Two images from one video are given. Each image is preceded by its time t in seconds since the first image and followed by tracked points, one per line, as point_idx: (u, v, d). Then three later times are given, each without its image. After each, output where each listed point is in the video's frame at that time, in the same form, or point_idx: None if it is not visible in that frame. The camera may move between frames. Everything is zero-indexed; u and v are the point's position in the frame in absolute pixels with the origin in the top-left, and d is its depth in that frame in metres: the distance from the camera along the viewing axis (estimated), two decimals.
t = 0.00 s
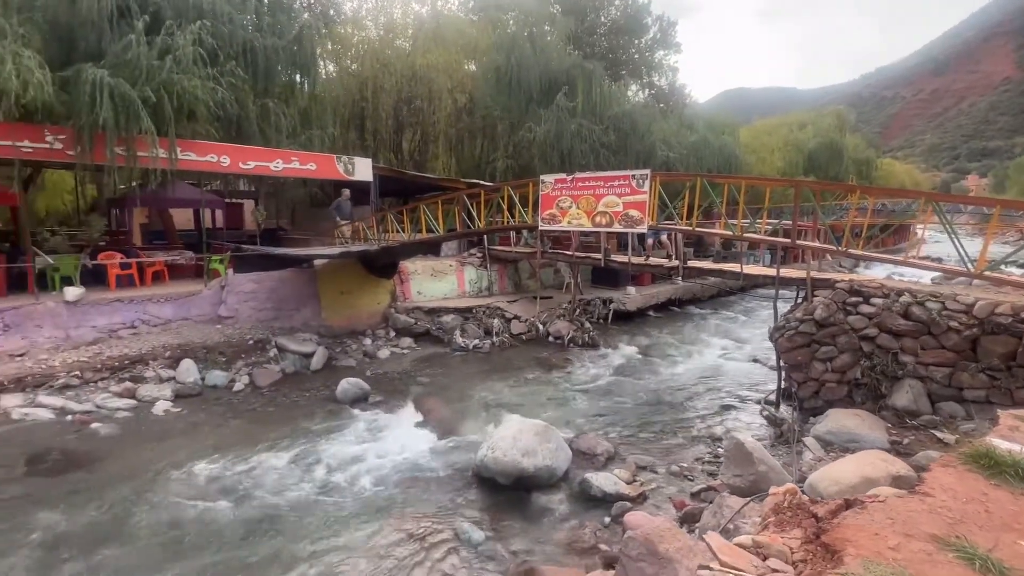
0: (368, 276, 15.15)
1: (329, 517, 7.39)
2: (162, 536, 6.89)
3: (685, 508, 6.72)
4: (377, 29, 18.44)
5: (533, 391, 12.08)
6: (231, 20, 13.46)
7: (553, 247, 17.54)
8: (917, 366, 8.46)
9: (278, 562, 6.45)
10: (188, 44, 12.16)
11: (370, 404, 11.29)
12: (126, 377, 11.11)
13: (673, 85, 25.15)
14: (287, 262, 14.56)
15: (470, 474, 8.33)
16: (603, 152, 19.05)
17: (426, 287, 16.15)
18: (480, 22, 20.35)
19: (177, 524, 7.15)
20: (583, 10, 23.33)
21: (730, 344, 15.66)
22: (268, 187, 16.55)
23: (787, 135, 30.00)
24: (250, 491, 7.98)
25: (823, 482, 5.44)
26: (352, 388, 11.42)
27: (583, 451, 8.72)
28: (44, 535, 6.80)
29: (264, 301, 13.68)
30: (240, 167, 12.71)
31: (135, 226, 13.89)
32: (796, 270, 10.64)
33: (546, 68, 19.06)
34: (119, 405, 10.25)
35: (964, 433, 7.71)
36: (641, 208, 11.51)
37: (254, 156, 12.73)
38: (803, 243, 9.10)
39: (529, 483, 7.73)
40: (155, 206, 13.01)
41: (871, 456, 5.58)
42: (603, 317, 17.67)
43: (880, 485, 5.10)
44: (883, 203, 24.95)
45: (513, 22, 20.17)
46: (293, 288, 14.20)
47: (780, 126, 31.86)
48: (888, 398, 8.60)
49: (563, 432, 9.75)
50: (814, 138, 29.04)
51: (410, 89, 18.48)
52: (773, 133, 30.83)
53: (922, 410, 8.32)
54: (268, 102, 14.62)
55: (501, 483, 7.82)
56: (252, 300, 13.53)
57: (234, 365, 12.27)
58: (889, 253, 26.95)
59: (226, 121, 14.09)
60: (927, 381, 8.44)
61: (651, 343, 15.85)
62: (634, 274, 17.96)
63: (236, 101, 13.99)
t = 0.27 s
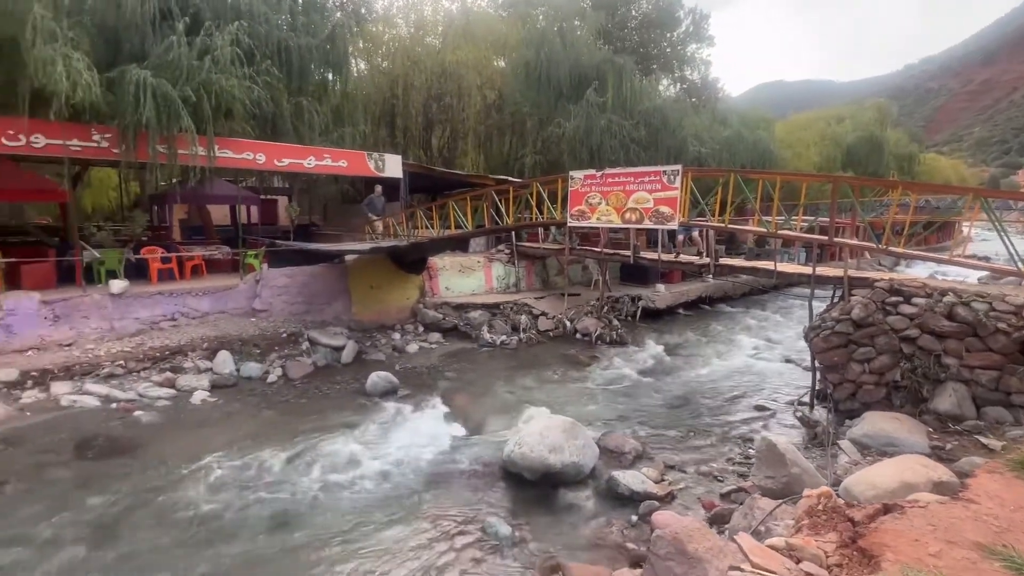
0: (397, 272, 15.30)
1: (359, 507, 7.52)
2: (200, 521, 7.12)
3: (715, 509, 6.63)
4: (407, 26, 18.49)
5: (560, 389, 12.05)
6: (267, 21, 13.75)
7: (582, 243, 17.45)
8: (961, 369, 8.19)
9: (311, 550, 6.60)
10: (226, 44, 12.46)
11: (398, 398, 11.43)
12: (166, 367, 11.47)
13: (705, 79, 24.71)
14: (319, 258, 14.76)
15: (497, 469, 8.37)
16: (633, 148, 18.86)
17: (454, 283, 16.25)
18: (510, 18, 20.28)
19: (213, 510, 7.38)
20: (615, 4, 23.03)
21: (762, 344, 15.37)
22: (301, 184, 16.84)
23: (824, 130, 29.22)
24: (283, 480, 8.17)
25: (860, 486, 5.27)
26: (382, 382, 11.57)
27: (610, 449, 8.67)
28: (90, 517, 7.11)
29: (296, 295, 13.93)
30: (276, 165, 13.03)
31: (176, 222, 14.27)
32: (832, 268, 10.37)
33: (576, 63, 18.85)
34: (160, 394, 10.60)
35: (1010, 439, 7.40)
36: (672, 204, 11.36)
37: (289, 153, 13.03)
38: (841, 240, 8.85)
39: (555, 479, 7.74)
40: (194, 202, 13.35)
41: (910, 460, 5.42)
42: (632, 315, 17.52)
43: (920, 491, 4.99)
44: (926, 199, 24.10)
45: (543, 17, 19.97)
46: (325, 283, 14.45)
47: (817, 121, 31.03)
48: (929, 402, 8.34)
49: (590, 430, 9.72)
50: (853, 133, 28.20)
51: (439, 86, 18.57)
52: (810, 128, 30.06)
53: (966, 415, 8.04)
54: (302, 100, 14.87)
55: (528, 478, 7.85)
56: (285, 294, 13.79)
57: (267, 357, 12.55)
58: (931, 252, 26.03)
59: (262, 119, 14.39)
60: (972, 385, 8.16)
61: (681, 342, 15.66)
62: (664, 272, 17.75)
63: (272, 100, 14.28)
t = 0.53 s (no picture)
0: (425, 268, 15.40)
1: (388, 499, 7.66)
2: (235, 510, 7.35)
3: (746, 512, 6.53)
4: (437, 24, 18.58)
5: (587, 387, 12.00)
6: (301, 21, 13.97)
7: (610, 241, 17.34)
8: (1007, 374, 7.95)
9: (340, 540, 6.76)
10: (262, 45, 12.72)
11: (426, 393, 11.55)
12: (203, 359, 11.83)
13: (738, 74, 24.29)
14: (349, 254, 14.93)
15: (524, 466, 8.40)
16: (663, 144, 18.64)
17: (482, 279, 16.32)
18: (540, 14, 20.16)
19: (248, 499, 7.61)
20: None
21: (795, 345, 15.05)
22: (333, 181, 17.10)
23: (862, 125, 28.39)
24: (314, 471, 8.36)
25: (899, 493, 5.13)
26: (411, 377, 11.72)
27: (637, 449, 8.61)
28: (133, 502, 7.43)
29: (328, 290, 14.15)
30: (308, 162, 13.29)
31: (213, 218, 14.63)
32: (870, 268, 10.09)
33: (606, 58, 18.69)
34: (197, 385, 10.94)
35: None
36: (703, 202, 11.19)
37: (322, 151, 13.28)
38: (880, 239, 8.60)
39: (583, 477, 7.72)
40: (230, 199, 13.65)
41: (951, 466, 5.31)
42: (661, 314, 17.35)
43: (963, 499, 4.84)
44: (971, 196, 23.22)
45: (572, 11, 19.74)
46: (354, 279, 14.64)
47: (856, 115, 30.15)
48: (973, 407, 8.12)
49: (617, 429, 9.69)
50: (893, 127, 27.31)
51: (468, 83, 18.62)
52: (847, 123, 29.26)
53: (1011, 422, 7.81)
54: (334, 99, 15.07)
55: (555, 476, 7.85)
56: (317, 289, 14.01)
57: (299, 351, 12.80)
58: (976, 251, 25.08)
59: (295, 118, 14.63)
60: (1017, 391, 7.94)
61: (710, 341, 15.43)
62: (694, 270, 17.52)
63: (305, 99, 14.51)
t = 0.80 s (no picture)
0: (453, 265, 15.46)
1: (416, 493, 7.75)
2: (267, 500, 7.54)
3: (777, 516, 6.43)
4: (466, 22, 18.57)
5: (615, 385, 11.93)
6: (333, 22, 14.16)
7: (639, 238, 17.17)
8: None
9: (369, 532, 6.88)
10: (296, 45, 12.94)
11: (454, 389, 11.64)
12: (238, 352, 12.11)
13: (773, 68, 23.84)
14: (378, 250, 15.09)
15: (551, 463, 8.40)
16: (694, 141, 18.39)
17: (509, 276, 16.34)
18: (568, 10, 19.75)
19: (280, 489, 7.80)
20: None
21: (830, 346, 14.69)
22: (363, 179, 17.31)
23: (904, 120, 27.48)
24: (345, 464, 8.51)
25: (939, 501, 4.99)
26: (440, 373, 11.82)
27: (666, 449, 8.53)
28: (171, 490, 7.69)
29: (357, 287, 14.29)
30: (340, 160, 13.49)
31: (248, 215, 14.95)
32: (911, 268, 9.78)
33: (636, 54, 18.49)
34: (232, 377, 11.23)
35: None
36: (736, 200, 11.00)
37: (354, 149, 13.49)
38: (922, 239, 8.32)
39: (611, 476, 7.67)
40: (264, 196, 13.91)
41: (997, 475, 5.12)
42: (690, 313, 17.13)
43: (1008, 509, 4.66)
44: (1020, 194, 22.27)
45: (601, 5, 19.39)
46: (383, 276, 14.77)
47: (897, 109, 29.18)
48: (1021, 414, 7.72)
49: (645, 428, 9.62)
50: (938, 122, 26.34)
51: (497, 81, 18.62)
52: (888, 118, 28.34)
53: None
54: (364, 98, 15.22)
55: (581, 474, 7.83)
56: (347, 286, 14.16)
57: (330, 346, 13.03)
58: None
59: (328, 117, 14.83)
60: None
61: (741, 342, 15.19)
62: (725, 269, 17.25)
63: (337, 98, 14.70)
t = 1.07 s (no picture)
0: (481, 264, 15.47)
1: (444, 489, 7.82)
2: (300, 492, 7.71)
3: (811, 522, 6.30)
4: (495, 20, 18.66)
5: (644, 385, 11.83)
6: (365, 23, 14.37)
7: (669, 237, 16.95)
8: None
9: (399, 526, 6.96)
10: (329, 46, 13.14)
11: (482, 387, 11.69)
12: (271, 347, 12.36)
13: (809, 62, 23.04)
14: (408, 248, 15.20)
15: (579, 462, 8.38)
16: (726, 137, 18.12)
17: (537, 275, 16.32)
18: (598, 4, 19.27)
19: (312, 482, 7.96)
20: None
21: (868, 349, 14.29)
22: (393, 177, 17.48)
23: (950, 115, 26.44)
24: (375, 459, 8.64)
25: (985, 511, 4.82)
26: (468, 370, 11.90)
27: (696, 451, 8.42)
28: (209, 481, 7.91)
29: (387, 285, 14.44)
30: (371, 160, 13.63)
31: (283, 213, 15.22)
32: (956, 268, 9.43)
33: (668, 50, 18.23)
34: (266, 371, 11.48)
35: None
36: (771, 198, 10.78)
37: (383, 148, 13.56)
38: (969, 238, 8.00)
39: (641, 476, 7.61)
40: (297, 195, 14.15)
41: None
42: (721, 314, 16.87)
43: None
44: None
45: None
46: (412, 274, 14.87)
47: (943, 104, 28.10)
48: None
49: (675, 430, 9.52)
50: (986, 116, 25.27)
51: (526, 79, 18.64)
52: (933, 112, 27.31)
53: None
54: (395, 97, 15.34)
55: (610, 474, 7.79)
56: (377, 283, 14.32)
57: (360, 342, 13.22)
58: None
59: (359, 116, 15.00)
60: None
61: (774, 343, 14.89)
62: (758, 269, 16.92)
63: (369, 98, 14.86)
